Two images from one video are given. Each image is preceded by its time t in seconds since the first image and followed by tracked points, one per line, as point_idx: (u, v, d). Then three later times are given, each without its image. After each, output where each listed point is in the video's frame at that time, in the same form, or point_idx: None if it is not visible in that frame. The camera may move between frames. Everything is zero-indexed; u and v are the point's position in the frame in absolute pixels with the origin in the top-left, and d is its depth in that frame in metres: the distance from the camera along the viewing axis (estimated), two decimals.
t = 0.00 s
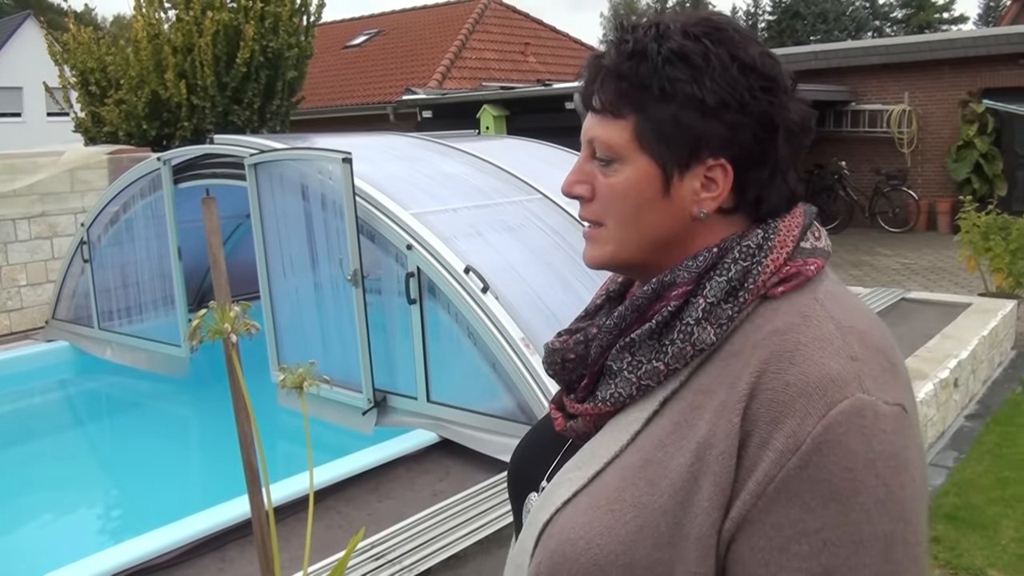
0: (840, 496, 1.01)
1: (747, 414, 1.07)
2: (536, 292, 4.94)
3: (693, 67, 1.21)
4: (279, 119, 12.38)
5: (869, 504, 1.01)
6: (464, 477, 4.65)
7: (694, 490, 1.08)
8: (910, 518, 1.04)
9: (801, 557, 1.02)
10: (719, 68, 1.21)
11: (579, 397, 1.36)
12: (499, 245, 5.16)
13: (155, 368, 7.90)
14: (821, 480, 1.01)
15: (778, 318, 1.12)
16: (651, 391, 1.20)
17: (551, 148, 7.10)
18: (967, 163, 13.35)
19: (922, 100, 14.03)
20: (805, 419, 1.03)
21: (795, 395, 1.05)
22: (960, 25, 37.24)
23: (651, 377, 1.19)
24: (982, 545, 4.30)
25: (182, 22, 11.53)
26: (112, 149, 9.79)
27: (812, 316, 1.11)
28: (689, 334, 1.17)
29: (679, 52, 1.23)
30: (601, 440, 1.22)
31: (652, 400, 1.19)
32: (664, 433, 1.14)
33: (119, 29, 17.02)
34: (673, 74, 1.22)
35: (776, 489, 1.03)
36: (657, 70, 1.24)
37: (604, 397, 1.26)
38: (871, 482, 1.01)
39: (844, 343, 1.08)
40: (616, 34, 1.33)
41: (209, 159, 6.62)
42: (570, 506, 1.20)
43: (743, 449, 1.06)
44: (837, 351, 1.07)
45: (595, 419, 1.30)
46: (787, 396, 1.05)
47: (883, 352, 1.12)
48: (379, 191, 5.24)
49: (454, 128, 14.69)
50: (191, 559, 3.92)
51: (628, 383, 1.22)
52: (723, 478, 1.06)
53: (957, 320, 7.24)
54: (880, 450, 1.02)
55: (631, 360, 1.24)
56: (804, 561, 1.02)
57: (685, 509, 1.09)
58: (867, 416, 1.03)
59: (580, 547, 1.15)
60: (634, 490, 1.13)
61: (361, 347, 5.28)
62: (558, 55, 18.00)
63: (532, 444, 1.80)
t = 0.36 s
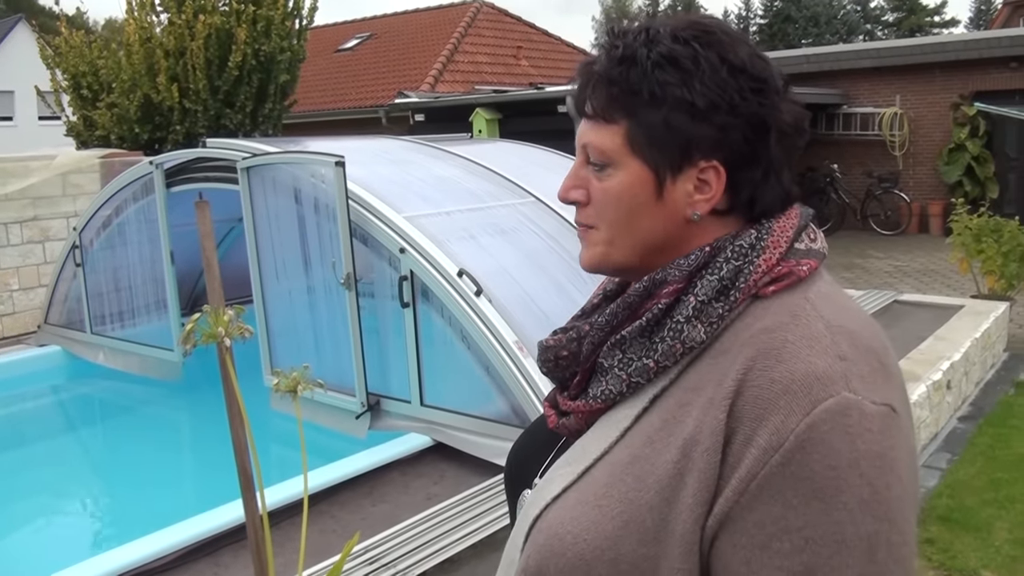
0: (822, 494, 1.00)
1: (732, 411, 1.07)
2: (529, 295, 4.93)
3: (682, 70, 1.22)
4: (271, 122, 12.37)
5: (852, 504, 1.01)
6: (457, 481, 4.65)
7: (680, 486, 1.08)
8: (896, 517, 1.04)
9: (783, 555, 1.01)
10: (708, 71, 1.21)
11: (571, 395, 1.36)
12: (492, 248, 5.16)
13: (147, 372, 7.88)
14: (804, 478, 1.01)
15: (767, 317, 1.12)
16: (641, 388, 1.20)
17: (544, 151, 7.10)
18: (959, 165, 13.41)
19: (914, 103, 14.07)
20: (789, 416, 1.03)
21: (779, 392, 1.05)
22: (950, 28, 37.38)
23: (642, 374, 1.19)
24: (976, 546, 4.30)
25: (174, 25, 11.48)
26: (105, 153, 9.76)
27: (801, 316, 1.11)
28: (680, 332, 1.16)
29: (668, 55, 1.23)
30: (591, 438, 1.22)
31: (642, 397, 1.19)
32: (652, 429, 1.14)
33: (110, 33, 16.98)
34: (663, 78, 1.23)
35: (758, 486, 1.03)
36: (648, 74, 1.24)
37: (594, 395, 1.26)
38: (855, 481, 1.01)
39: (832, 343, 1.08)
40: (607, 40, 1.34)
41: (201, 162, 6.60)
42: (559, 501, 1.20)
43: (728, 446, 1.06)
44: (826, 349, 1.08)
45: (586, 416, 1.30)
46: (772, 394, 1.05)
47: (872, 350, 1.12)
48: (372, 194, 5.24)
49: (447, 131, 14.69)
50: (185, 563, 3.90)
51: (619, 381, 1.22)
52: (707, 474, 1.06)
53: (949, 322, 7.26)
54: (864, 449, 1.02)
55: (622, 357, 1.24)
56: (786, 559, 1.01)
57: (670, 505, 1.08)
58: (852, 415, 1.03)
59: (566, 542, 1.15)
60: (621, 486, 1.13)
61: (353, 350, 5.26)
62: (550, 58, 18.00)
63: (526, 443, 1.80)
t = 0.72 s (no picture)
0: (821, 498, 1.00)
1: (731, 413, 1.07)
2: (526, 298, 4.92)
3: (676, 72, 1.22)
4: (267, 125, 12.40)
5: (851, 508, 1.01)
6: (454, 484, 4.64)
7: (677, 489, 1.08)
8: (894, 521, 1.04)
9: (780, 558, 1.01)
10: (702, 71, 1.20)
11: (569, 396, 1.35)
12: (489, 251, 5.15)
13: (143, 375, 7.87)
14: (802, 482, 1.01)
15: (767, 319, 1.12)
16: (641, 389, 1.19)
17: (541, 154, 7.09)
18: (954, 169, 13.40)
19: (909, 106, 14.09)
20: (788, 419, 1.03)
21: (777, 396, 1.04)
22: (946, 33, 37.47)
23: (640, 375, 1.19)
24: (973, 550, 4.31)
25: (171, 28, 11.48)
26: (101, 155, 9.74)
27: (801, 319, 1.11)
28: (680, 333, 1.16)
29: (661, 57, 1.23)
30: (589, 439, 1.22)
31: (640, 399, 1.18)
32: (650, 432, 1.14)
33: (107, 35, 16.98)
34: (657, 79, 1.22)
35: (756, 489, 1.02)
36: (641, 77, 1.24)
37: (592, 396, 1.26)
38: (854, 485, 1.01)
39: (832, 346, 1.08)
40: (601, 45, 1.34)
41: (197, 165, 6.60)
42: (555, 502, 1.19)
43: (727, 449, 1.06)
44: (825, 352, 1.07)
45: (584, 418, 1.29)
46: (770, 397, 1.05)
47: (872, 355, 1.12)
48: (368, 197, 5.24)
49: (444, 134, 14.69)
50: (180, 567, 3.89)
51: (617, 382, 1.22)
52: (705, 477, 1.05)
53: (945, 325, 7.27)
54: (863, 453, 1.02)
55: (621, 359, 1.23)
56: (784, 562, 1.01)
57: (668, 508, 1.08)
58: (851, 419, 1.02)
59: (562, 544, 1.14)
60: (618, 488, 1.12)
61: (350, 353, 5.26)
62: (547, 61, 18.00)
63: (523, 446, 1.79)
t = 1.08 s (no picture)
0: (821, 507, 1.00)
1: (731, 421, 1.06)
2: (522, 301, 4.91)
3: (681, 74, 1.21)
4: (262, 126, 12.38)
5: (851, 517, 1.01)
6: (449, 487, 4.63)
7: (676, 496, 1.07)
8: (894, 531, 1.04)
9: (779, 567, 1.01)
10: (707, 73, 1.20)
11: (567, 401, 1.34)
12: (485, 253, 5.14)
13: (137, 377, 7.84)
14: (803, 490, 1.01)
15: (767, 327, 1.11)
16: (639, 396, 1.19)
17: (537, 156, 7.08)
18: (949, 172, 13.47)
19: (904, 109, 14.10)
20: (788, 428, 1.02)
21: (778, 404, 1.04)
22: (940, 36, 37.56)
23: (639, 382, 1.18)
24: (968, 553, 4.31)
25: (166, 29, 11.45)
26: (95, 156, 9.71)
27: (801, 326, 1.10)
28: (679, 339, 1.15)
29: (666, 59, 1.23)
30: (588, 444, 1.21)
31: (639, 405, 1.17)
32: (649, 438, 1.13)
33: (102, 36, 16.95)
34: (660, 81, 1.22)
35: (757, 497, 1.02)
36: (644, 79, 1.23)
37: (591, 401, 1.25)
38: (854, 495, 1.01)
39: (833, 354, 1.07)
40: (603, 46, 1.33)
41: (192, 166, 6.58)
42: (552, 509, 1.18)
43: (726, 456, 1.05)
44: (826, 360, 1.07)
45: (582, 423, 1.29)
46: (770, 405, 1.04)
47: (872, 362, 1.11)
48: (364, 198, 5.22)
49: (439, 136, 14.68)
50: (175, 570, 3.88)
51: (615, 388, 1.21)
52: (704, 485, 1.05)
53: (940, 328, 7.27)
54: (863, 462, 1.01)
55: (620, 365, 1.22)
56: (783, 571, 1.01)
57: (666, 516, 1.07)
58: (851, 428, 1.02)
59: (560, 551, 1.13)
60: (615, 495, 1.11)
61: (346, 355, 5.24)
62: (542, 63, 17.99)
63: (520, 450, 1.78)
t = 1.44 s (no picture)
0: (823, 514, 1.00)
1: (731, 427, 1.05)
2: (517, 302, 4.90)
3: (682, 75, 1.20)
4: (256, 126, 12.38)
5: (853, 524, 1.00)
6: (444, 488, 4.62)
7: (675, 503, 1.06)
8: (895, 538, 1.03)
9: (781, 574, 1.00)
10: (708, 75, 1.19)
11: (564, 405, 1.33)
12: (480, 254, 5.13)
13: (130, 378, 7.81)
14: (804, 498, 1.00)
15: (767, 332, 1.10)
16: (637, 400, 1.18)
17: (531, 157, 7.07)
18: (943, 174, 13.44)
19: (897, 112, 14.12)
20: (789, 434, 1.02)
21: (779, 410, 1.03)
22: (933, 39, 37.63)
23: (637, 387, 1.17)
24: (962, 554, 4.31)
25: (159, 29, 11.43)
26: (89, 156, 9.68)
27: (801, 331, 1.09)
28: (677, 343, 1.14)
29: (666, 60, 1.22)
30: (586, 448, 1.20)
31: (638, 410, 1.16)
32: (648, 443, 1.12)
33: (95, 36, 16.89)
34: (660, 82, 1.21)
35: (758, 505, 1.01)
36: (645, 80, 1.22)
37: (588, 406, 1.24)
38: (855, 502, 1.00)
39: (834, 360, 1.07)
40: (603, 46, 1.32)
41: (186, 166, 6.56)
42: (550, 514, 1.17)
43: (726, 463, 1.05)
44: (826, 365, 1.06)
45: (580, 427, 1.28)
46: (772, 411, 1.03)
47: (873, 367, 1.11)
48: (358, 199, 5.21)
49: (433, 136, 14.65)
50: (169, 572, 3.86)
51: (613, 393, 1.20)
52: (704, 492, 1.04)
53: (933, 330, 7.28)
54: (865, 469, 1.01)
55: (617, 369, 1.21)
56: None
57: (666, 522, 1.07)
58: (853, 434, 1.02)
59: (557, 556, 1.13)
60: (614, 501, 1.10)
61: (339, 356, 5.23)
62: (536, 65, 17.99)
63: (516, 453, 1.77)
